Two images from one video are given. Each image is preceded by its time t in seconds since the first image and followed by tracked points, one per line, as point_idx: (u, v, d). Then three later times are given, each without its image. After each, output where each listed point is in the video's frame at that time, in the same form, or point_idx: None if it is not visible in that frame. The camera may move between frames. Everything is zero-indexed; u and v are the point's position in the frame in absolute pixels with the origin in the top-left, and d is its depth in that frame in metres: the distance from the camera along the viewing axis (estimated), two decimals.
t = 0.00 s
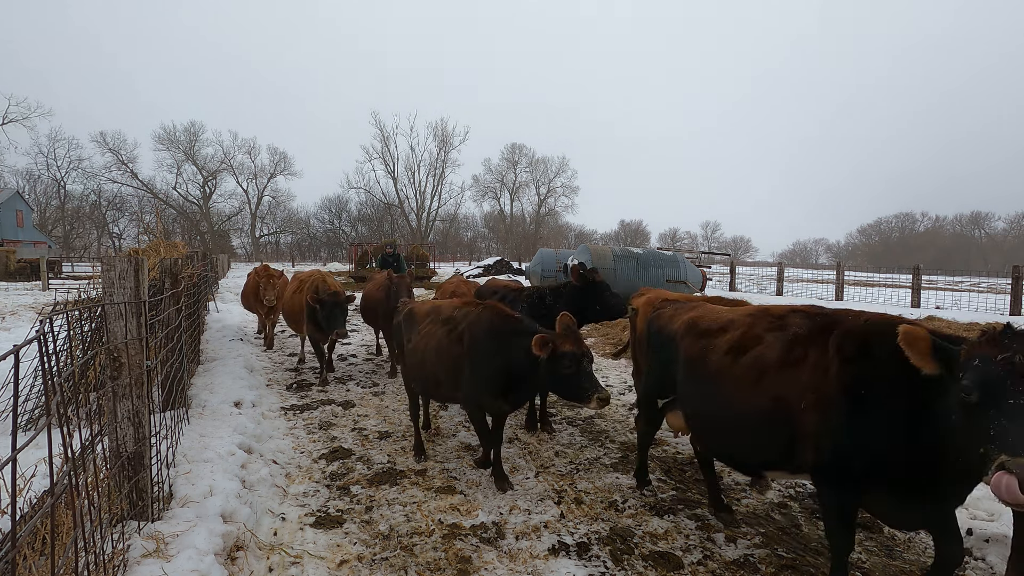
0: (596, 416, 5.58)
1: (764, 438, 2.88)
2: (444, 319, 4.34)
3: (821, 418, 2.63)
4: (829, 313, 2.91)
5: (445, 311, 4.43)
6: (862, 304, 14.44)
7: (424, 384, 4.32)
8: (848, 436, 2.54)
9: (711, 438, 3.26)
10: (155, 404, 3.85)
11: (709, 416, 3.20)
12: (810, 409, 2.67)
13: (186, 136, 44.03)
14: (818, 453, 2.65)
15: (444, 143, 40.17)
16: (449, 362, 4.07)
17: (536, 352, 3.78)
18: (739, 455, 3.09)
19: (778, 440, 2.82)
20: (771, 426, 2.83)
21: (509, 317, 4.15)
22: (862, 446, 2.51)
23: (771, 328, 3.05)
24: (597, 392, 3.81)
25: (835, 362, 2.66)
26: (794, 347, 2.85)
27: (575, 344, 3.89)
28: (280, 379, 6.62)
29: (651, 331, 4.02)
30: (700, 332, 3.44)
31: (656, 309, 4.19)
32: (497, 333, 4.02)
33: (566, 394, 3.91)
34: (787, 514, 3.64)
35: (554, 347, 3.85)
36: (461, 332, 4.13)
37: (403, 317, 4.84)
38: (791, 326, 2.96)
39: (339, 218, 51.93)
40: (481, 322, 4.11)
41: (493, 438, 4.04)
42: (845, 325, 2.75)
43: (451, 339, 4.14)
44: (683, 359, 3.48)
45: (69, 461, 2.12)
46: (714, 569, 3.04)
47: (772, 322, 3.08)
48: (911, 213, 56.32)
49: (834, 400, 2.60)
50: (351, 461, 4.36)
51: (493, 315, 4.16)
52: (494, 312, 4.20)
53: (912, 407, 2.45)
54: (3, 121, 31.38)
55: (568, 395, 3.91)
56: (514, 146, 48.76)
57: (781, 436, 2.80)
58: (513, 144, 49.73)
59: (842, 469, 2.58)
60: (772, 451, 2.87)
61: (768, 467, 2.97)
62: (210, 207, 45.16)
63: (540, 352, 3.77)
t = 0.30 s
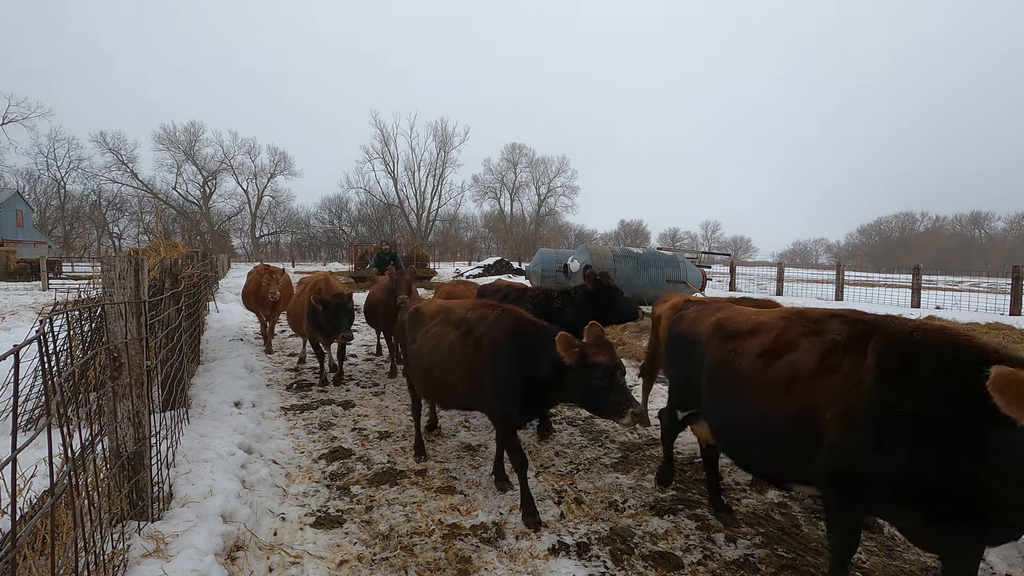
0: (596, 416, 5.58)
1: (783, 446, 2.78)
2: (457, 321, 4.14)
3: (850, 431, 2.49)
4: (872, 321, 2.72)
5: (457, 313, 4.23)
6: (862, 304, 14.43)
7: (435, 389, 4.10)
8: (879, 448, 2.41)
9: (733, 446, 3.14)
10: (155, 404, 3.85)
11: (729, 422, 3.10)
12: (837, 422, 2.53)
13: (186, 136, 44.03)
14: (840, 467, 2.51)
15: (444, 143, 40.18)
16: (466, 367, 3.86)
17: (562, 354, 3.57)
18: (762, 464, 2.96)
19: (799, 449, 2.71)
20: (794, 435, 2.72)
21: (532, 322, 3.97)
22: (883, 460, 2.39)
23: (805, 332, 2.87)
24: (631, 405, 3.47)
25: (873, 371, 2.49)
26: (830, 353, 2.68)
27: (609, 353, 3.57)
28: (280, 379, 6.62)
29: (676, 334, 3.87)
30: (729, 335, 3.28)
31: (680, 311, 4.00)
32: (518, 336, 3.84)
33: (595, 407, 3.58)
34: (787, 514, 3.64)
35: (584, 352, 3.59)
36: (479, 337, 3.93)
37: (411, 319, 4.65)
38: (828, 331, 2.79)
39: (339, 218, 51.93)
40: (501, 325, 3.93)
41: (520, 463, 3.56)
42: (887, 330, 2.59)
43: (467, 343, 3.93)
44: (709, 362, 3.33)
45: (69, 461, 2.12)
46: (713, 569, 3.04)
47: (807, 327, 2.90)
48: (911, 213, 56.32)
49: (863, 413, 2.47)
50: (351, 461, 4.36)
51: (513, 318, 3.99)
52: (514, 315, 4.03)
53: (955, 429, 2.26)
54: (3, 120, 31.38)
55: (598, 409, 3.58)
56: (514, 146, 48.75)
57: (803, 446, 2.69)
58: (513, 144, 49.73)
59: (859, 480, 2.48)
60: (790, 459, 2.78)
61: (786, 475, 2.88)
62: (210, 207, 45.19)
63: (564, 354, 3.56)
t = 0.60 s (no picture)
0: (596, 416, 5.58)
1: (816, 461, 2.68)
2: (468, 325, 4.10)
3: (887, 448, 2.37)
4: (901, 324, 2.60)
5: (468, 316, 4.18)
6: (862, 304, 14.43)
7: (445, 395, 4.05)
8: (917, 462, 2.30)
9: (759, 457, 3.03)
10: (155, 404, 3.85)
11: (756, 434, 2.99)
12: (873, 438, 2.41)
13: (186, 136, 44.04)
14: (882, 486, 2.39)
15: (444, 143, 40.19)
16: (475, 372, 3.82)
17: (599, 357, 3.49)
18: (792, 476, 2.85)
19: (832, 465, 2.61)
20: (825, 451, 2.61)
21: (545, 327, 3.94)
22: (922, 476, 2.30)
23: (829, 337, 2.75)
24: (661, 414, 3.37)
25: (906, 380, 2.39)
26: (858, 359, 2.56)
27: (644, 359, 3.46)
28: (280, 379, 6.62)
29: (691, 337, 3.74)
30: (748, 339, 3.16)
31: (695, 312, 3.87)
32: (531, 341, 3.81)
33: (620, 414, 3.45)
34: (787, 514, 3.64)
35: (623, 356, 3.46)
36: (491, 342, 3.88)
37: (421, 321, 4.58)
38: (854, 336, 2.67)
39: (339, 219, 51.93)
40: (513, 329, 3.90)
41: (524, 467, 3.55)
42: (920, 335, 2.49)
43: (477, 347, 3.89)
44: (727, 368, 3.20)
45: (69, 461, 2.12)
46: (714, 569, 3.05)
47: (833, 333, 2.76)
48: (911, 213, 56.32)
49: (900, 427, 2.35)
50: (351, 461, 4.36)
51: (527, 323, 3.96)
52: (526, 320, 3.99)
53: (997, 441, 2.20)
54: (3, 121, 31.40)
55: (623, 415, 3.45)
56: (513, 146, 48.77)
57: (836, 461, 2.59)
58: (513, 144, 49.73)
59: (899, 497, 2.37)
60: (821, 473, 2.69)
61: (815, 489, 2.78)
62: (210, 207, 45.22)
63: (602, 358, 3.47)
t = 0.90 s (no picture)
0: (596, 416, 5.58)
1: (863, 498, 2.40)
2: (482, 328, 4.00)
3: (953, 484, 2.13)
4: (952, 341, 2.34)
5: (482, 321, 4.07)
6: (862, 304, 14.42)
7: (456, 401, 3.94)
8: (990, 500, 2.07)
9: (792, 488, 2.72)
10: (155, 405, 3.84)
11: (787, 463, 2.70)
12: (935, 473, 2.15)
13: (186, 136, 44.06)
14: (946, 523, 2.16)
15: (444, 143, 40.20)
16: (489, 376, 3.71)
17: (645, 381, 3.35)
18: (833, 511, 2.55)
19: (884, 502, 2.33)
20: (876, 488, 2.33)
21: (567, 333, 3.77)
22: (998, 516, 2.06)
23: (867, 355, 2.50)
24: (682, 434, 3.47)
25: (967, 408, 2.14)
26: (902, 381, 2.32)
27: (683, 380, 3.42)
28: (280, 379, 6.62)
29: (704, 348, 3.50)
30: (768, 355, 2.93)
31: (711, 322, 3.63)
32: (550, 346, 3.67)
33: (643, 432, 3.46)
34: (787, 514, 3.64)
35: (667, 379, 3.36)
36: (506, 346, 3.76)
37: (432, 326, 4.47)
38: (894, 353, 2.43)
39: (339, 219, 51.95)
40: (529, 334, 3.76)
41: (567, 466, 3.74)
42: (974, 354, 2.24)
43: (491, 352, 3.78)
44: (747, 387, 2.95)
45: (69, 461, 2.12)
46: (713, 569, 3.05)
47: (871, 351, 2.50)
48: (911, 213, 56.32)
49: (968, 462, 2.10)
50: (351, 461, 4.36)
51: (545, 327, 3.81)
52: (545, 324, 3.85)
53: None
54: (3, 121, 31.41)
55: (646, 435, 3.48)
56: (513, 146, 48.76)
57: (888, 498, 2.31)
58: (512, 144, 49.72)
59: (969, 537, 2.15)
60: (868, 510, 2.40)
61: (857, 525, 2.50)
62: (210, 207, 45.25)
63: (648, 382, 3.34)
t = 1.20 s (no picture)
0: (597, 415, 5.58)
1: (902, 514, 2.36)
2: (506, 327, 3.94)
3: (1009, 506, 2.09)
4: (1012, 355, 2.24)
5: (506, 320, 3.99)
6: (861, 304, 14.42)
7: (477, 401, 3.95)
8: None
9: (825, 502, 2.68)
10: (155, 404, 3.84)
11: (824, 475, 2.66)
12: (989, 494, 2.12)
13: (186, 136, 44.04)
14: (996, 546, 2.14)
15: (444, 143, 40.19)
16: (512, 376, 3.69)
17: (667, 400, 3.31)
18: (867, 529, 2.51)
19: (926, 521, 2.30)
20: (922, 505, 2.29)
21: (594, 338, 3.71)
22: None
23: (915, 367, 2.38)
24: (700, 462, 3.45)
25: None
26: (958, 396, 2.22)
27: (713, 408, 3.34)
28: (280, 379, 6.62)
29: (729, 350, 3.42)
30: (801, 361, 2.84)
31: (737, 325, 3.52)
32: (579, 349, 3.61)
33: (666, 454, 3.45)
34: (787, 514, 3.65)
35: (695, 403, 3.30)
36: (530, 346, 3.71)
37: (449, 325, 4.38)
38: (947, 364, 2.31)
39: (339, 219, 51.94)
40: (557, 334, 3.69)
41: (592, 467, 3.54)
42: None
43: (516, 351, 3.74)
44: (779, 395, 2.88)
45: (68, 461, 2.12)
46: (713, 569, 3.05)
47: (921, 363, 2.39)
48: (911, 214, 56.32)
49: None
50: (351, 461, 4.36)
51: (576, 330, 3.72)
52: (576, 326, 3.75)
53: None
54: (3, 121, 31.40)
55: (668, 457, 3.45)
56: (513, 146, 48.77)
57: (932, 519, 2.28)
58: (512, 144, 49.70)
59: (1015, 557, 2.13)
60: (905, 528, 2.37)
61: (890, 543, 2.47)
62: (210, 207, 45.25)
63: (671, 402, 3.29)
